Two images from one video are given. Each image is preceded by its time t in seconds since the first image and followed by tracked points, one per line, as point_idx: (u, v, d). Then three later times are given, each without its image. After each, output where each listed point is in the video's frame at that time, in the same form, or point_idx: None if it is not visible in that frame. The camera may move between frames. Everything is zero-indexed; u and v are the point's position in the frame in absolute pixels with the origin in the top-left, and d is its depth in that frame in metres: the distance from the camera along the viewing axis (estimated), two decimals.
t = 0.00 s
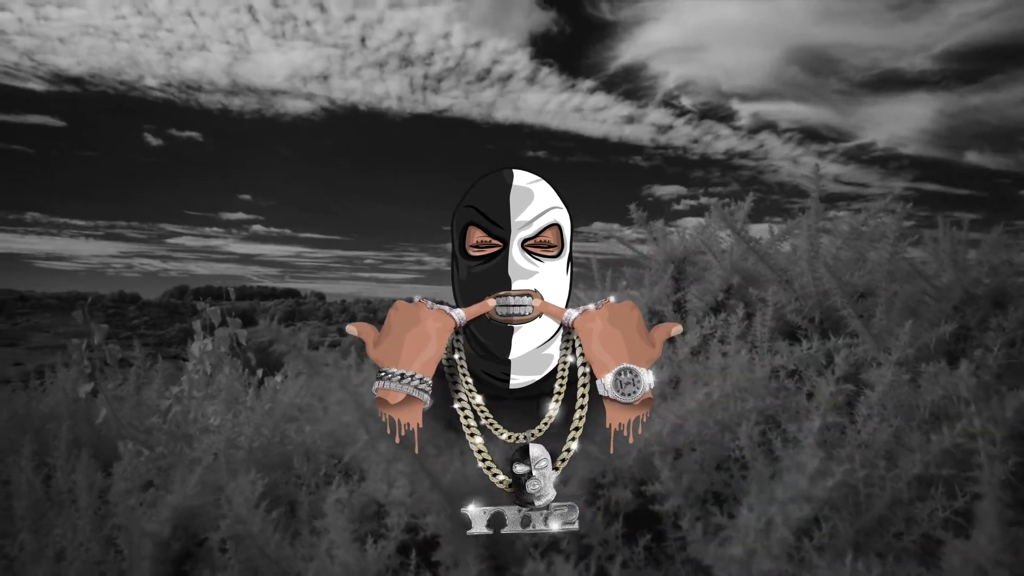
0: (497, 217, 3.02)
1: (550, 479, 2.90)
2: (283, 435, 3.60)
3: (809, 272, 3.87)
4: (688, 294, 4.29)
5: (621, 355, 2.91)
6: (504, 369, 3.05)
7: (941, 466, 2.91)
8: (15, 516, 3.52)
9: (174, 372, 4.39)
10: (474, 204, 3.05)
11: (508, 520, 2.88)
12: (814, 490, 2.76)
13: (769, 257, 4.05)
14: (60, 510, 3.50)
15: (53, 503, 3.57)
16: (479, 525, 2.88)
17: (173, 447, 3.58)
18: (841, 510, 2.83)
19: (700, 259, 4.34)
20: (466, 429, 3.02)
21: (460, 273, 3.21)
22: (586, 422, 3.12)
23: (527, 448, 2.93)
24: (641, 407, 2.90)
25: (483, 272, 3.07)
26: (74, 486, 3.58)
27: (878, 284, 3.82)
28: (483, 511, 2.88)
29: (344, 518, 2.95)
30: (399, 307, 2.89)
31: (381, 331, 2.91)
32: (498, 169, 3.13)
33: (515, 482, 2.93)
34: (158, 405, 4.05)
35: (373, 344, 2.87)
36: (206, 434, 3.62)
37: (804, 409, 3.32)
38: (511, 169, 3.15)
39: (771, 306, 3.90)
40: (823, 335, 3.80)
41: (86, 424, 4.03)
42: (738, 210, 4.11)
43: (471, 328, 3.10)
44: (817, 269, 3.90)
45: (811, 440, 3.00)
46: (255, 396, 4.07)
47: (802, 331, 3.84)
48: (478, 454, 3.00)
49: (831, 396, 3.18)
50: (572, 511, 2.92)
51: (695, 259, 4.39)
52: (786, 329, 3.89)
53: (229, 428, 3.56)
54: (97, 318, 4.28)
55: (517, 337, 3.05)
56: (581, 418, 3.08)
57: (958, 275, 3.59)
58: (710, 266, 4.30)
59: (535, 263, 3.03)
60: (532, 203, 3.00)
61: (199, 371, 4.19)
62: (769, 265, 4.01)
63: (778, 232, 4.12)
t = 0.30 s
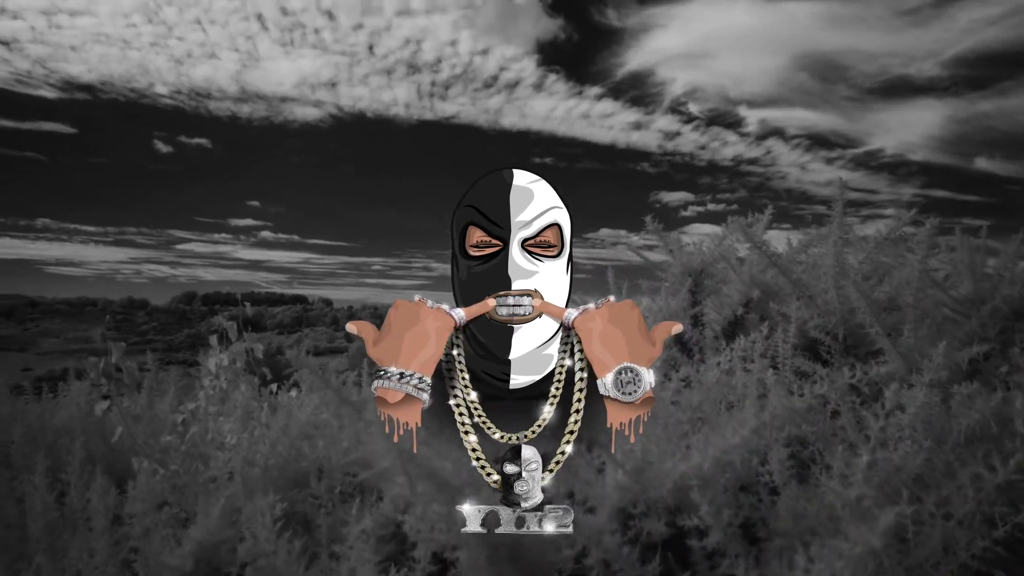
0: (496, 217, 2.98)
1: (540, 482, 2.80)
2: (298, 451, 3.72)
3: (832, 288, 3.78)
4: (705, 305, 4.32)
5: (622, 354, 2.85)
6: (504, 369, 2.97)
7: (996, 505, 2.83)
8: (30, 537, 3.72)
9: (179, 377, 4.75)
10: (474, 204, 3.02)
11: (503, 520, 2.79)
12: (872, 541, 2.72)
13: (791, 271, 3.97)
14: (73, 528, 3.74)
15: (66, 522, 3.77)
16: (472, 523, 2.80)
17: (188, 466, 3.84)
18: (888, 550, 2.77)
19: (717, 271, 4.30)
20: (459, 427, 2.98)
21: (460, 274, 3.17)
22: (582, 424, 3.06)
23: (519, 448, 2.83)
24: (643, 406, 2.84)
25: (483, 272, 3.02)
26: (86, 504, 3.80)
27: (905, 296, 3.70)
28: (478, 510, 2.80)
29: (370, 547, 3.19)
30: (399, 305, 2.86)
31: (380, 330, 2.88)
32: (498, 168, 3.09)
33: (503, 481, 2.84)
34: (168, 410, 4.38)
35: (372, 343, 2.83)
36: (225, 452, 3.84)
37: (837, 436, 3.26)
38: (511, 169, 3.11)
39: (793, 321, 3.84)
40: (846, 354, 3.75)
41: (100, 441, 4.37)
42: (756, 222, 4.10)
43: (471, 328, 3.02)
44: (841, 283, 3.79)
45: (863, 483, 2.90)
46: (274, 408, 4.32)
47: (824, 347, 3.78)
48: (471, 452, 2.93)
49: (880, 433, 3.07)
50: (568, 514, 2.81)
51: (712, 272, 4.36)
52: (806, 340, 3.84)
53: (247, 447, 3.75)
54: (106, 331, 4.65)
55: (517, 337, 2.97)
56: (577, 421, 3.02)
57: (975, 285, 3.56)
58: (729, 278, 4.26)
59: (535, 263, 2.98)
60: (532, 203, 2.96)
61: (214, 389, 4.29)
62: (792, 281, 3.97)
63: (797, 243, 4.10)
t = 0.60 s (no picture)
0: (496, 217, 3.03)
1: (526, 483, 2.95)
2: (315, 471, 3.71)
3: (853, 303, 3.72)
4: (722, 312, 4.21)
5: (622, 352, 2.89)
6: (504, 370, 3.10)
7: None
8: (46, 558, 3.97)
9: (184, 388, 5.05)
10: (474, 204, 3.08)
11: (497, 519, 2.98)
12: None
13: (807, 284, 3.98)
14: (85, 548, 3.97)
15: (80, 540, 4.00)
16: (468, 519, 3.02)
17: (202, 483, 3.95)
18: None
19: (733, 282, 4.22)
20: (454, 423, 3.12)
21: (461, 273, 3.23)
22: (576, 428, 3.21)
23: (511, 449, 2.98)
24: (643, 404, 2.88)
25: (483, 272, 3.09)
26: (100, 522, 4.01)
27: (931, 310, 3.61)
28: (473, 507, 3.02)
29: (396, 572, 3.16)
30: (400, 305, 2.95)
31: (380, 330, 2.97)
32: (498, 169, 3.16)
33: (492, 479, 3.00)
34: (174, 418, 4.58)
35: (372, 342, 2.92)
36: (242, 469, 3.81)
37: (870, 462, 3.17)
38: (511, 169, 3.17)
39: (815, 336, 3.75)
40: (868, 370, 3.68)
41: (113, 455, 4.60)
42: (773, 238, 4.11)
43: (471, 328, 3.15)
44: (863, 299, 3.75)
45: (906, 516, 2.77)
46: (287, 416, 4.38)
47: (845, 362, 3.72)
48: (465, 449, 3.09)
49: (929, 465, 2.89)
50: (561, 517, 3.00)
51: (729, 285, 4.26)
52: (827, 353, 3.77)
53: (262, 463, 3.72)
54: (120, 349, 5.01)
55: (517, 337, 3.10)
56: (571, 424, 3.15)
57: (992, 296, 3.49)
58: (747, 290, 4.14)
59: (535, 263, 3.03)
60: (531, 203, 3.02)
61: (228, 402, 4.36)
62: (818, 295, 3.90)
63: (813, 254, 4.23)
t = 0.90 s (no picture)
0: (496, 217, 3.00)
1: (517, 483, 2.94)
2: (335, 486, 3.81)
3: (880, 320, 3.56)
4: (738, 326, 3.90)
5: (622, 351, 2.84)
6: (504, 370, 3.07)
7: None
8: None
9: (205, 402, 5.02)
10: (474, 204, 3.05)
11: (492, 518, 3.12)
12: None
13: (825, 295, 3.76)
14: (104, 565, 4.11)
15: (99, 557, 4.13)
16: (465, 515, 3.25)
17: (221, 503, 4.04)
18: None
19: (750, 296, 3.92)
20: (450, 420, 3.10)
21: (461, 274, 3.20)
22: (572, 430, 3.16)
23: (503, 448, 2.96)
24: (643, 403, 2.84)
25: (483, 272, 3.06)
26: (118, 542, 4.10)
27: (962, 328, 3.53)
28: (467, 504, 3.25)
29: None
30: (400, 304, 2.95)
31: (380, 328, 2.96)
32: (498, 169, 3.12)
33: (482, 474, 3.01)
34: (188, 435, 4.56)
35: (372, 340, 2.91)
36: (259, 490, 3.97)
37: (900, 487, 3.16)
38: (511, 169, 3.13)
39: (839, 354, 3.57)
40: (892, 388, 3.52)
41: (129, 472, 4.60)
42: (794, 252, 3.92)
43: (471, 328, 3.11)
44: (890, 316, 3.60)
45: (958, 558, 2.88)
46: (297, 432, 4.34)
47: (870, 379, 3.54)
48: (460, 447, 3.09)
49: (975, 501, 2.91)
50: (555, 519, 3.13)
51: (745, 297, 3.95)
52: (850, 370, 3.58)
53: (283, 484, 3.86)
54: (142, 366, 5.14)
55: (517, 336, 3.08)
56: (566, 426, 3.11)
57: (1014, 306, 3.49)
58: (767, 304, 3.84)
59: (535, 263, 3.01)
60: (531, 203, 2.98)
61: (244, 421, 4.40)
62: (844, 312, 3.69)
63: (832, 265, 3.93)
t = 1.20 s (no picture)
0: (496, 217, 3.01)
1: (506, 484, 2.94)
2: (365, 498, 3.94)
3: (904, 335, 3.84)
4: (753, 339, 4.42)
5: (622, 350, 2.83)
6: (504, 370, 3.08)
7: None
8: None
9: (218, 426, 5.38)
10: (474, 205, 3.05)
11: (487, 517, 2.95)
12: None
13: (847, 309, 4.11)
14: None
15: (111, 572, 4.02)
16: (459, 515, 3.06)
17: (236, 520, 3.99)
18: None
19: (764, 309, 4.48)
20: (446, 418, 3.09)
21: (461, 274, 3.22)
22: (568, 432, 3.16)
23: (497, 447, 2.97)
24: (643, 402, 2.83)
25: (483, 272, 3.07)
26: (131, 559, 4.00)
27: (987, 343, 3.77)
28: (464, 502, 3.05)
29: None
30: (400, 304, 2.95)
31: (381, 327, 2.96)
32: (498, 168, 3.13)
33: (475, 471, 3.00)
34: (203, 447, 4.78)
35: (373, 339, 2.91)
36: (276, 508, 3.96)
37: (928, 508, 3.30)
38: (511, 169, 3.14)
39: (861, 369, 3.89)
40: (915, 403, 3.80)
41: (144, 487, 4.62)
42: (810, 263, 4.24)
43: (471, 328, 3.14)
44: (914, 331, 3.85)
45: None
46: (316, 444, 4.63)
47: (892, 395, 3.85)
48: (455, 443, 3.06)
49: None
50: (552, 521, 2.93)
51: (761, 312, 4.50)
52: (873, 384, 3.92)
53: (301, 502, 3.81)
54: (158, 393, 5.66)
55: (517, 337, 3.11)
56: (562, 428, 3.10)
57: None
58: (783, 320, 4.28)
59: (535, 263, 3.01)
60: (532, 203, 2.99)
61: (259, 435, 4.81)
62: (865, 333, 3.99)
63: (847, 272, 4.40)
